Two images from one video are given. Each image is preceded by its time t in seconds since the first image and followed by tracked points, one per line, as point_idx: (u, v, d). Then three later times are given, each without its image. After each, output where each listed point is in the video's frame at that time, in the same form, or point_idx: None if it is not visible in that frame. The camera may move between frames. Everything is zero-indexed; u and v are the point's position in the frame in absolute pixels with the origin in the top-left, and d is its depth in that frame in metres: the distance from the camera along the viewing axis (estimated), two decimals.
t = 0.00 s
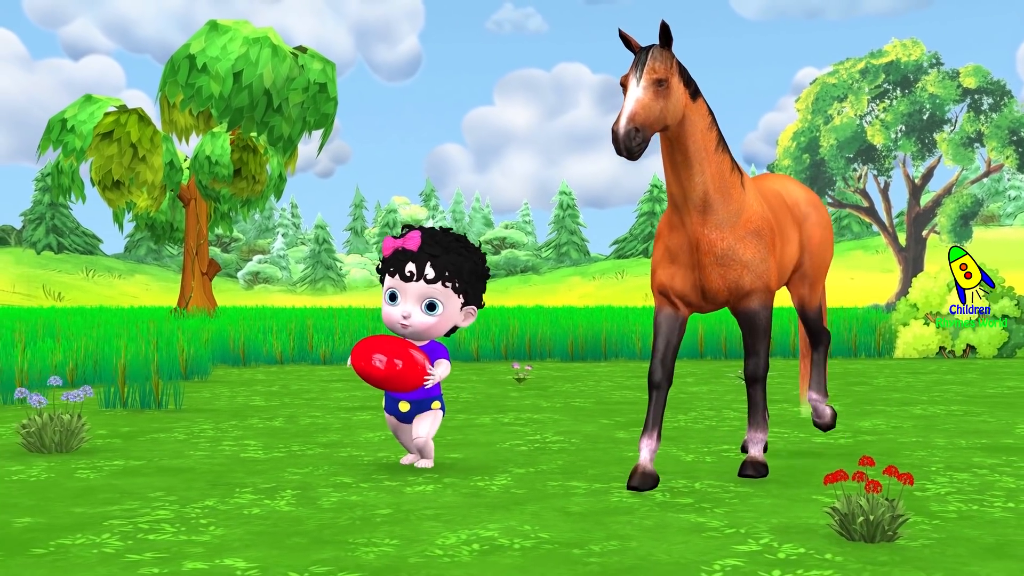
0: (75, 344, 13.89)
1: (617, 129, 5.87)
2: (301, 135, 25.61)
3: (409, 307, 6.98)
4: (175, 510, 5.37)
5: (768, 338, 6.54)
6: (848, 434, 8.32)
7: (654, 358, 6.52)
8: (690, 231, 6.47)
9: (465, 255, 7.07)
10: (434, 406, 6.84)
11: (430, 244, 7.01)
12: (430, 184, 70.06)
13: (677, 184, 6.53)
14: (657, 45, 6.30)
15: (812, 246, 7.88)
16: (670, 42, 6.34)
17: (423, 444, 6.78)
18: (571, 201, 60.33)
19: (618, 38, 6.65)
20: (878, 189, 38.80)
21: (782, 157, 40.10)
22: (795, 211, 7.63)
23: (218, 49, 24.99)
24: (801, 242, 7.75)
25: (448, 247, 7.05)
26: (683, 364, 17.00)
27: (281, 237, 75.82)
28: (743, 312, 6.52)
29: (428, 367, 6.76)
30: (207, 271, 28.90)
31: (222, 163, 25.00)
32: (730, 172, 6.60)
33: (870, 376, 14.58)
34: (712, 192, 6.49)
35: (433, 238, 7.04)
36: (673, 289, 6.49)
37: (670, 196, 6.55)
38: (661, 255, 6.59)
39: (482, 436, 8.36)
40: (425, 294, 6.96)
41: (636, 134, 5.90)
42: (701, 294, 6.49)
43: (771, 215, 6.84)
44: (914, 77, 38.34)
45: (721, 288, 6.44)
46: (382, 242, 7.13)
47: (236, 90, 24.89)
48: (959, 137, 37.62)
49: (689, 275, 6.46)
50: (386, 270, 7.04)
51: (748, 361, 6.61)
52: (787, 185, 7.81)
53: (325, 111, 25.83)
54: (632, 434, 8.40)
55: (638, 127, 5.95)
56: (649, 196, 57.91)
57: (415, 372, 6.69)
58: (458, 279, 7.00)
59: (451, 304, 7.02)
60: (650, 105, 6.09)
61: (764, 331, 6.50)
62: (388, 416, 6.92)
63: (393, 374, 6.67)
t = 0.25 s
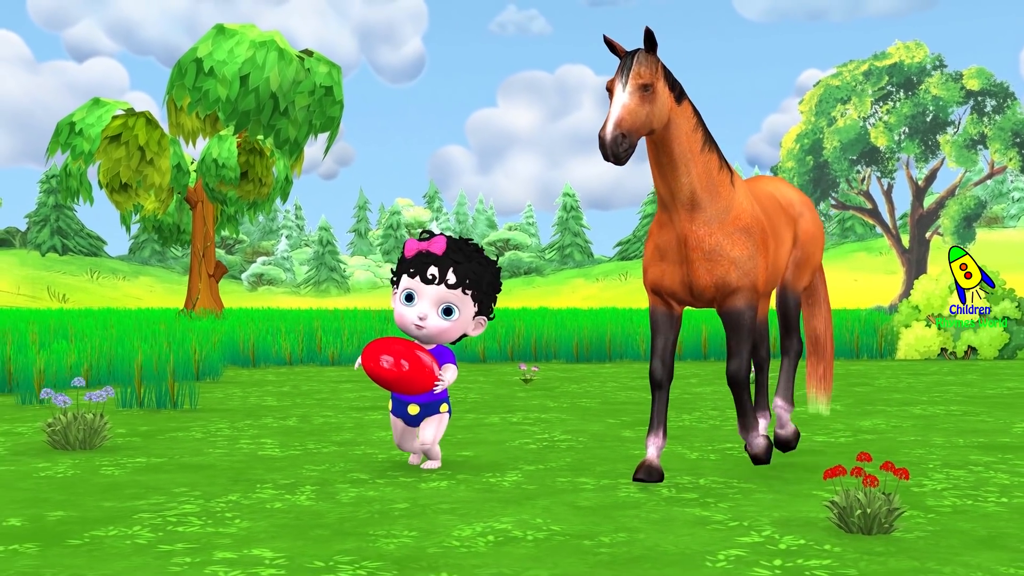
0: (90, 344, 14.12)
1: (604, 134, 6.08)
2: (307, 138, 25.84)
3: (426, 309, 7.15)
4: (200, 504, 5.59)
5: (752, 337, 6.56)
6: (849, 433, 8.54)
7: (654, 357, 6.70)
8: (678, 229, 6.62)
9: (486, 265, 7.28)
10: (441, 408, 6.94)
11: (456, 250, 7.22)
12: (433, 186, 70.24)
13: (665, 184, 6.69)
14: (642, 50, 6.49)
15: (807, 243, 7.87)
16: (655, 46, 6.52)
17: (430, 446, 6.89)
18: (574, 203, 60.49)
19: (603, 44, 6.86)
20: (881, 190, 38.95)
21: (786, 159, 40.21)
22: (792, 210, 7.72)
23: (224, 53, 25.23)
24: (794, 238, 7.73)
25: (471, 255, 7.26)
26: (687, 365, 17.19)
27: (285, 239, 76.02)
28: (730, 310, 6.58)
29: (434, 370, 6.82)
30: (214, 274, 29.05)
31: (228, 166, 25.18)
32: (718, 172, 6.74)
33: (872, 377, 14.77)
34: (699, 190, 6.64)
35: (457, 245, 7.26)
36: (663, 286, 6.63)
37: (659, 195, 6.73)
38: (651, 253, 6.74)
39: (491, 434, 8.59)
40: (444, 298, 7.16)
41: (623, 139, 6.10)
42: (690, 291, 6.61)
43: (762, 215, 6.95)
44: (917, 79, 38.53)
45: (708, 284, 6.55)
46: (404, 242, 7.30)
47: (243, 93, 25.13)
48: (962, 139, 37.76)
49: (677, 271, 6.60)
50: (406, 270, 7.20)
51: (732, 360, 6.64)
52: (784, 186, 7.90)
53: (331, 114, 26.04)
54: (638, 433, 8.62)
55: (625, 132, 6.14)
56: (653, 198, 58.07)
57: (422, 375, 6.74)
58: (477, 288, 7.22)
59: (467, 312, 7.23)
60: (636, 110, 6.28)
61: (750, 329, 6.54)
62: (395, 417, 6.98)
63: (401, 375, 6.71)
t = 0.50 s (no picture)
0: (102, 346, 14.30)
1: (604, 137, 6.18)
2: (312, 141, 26.03)
3: (409, 306, 7.08)
4: (220, 500, 5.78)
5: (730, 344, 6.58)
6: (850, 432, 8.72)
7: (655, 356, 6.87)
8: (669, 234, 6.71)
9: (458, 252, 7.23)
10: (439, 407, 6.95)
11: (425, 243, 7.18)
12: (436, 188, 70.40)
13: (657, 188, 6.78)
14: (641, 53, 6.57)
15: (800, 253, 7.90)
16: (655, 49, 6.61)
17: (437, 443, 7.00)
18: (577, 204, 60.64)
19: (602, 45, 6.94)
20: (884, 192, 39.12)
21: (789, 161, 40.32)
22: (785, 217, 7.78)
23: (231, 56, 25.44)
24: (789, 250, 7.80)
25: (440, 245, 7.20)
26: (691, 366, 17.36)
27: (289, 240, 76.23)
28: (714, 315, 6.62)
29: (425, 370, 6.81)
30: (221, 276, 29.14)
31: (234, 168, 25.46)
32: (711, 178, 6.82)
33: (874, 377, 14.94)
34: (690, 195, 6.72)
35: (427, 238, 7.20)
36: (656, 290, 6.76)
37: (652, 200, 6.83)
38: (645, 258, 6.87)
39: (498, 434, 8.77)
40: (423, 292, 7.11)
41: (622, 143, 6.20)
42: (680, 294, 6.72)
43: (756, 221, 7.03)
44: (920, 81, 38.75)
45: (698, 288, 6.62)
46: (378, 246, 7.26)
47: (250, 96, 25.33)
48: (965, 141, 37.93)
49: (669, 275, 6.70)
50: (385, 274, 7.17)
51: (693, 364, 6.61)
52: (778, 193, 7.94)
53: (337, 116, 26.23)
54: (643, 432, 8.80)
55: (624, 136, 6.25)
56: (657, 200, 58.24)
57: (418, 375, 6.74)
58: (454, 276, 7.17)
59: (449, 301, 7.16)
60: (635, 113, 6.37)
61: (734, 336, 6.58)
62: (394, 419, 6.96)
63: (401, 378, 6.72)
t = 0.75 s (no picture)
0: (115, 347, 14.51)
1: (588, 141, 6.15)
2: (318, 144, 26.21)
3: (390, 316, 7.13)
4: (242, 495, 6.00)
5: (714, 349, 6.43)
6: (850, 432, 8.91)
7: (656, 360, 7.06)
8: (653, 239, 6.67)
9: (421, 251, 7.25)
10: (439, 412, 7.02)
11: (387, 252, 7.26)
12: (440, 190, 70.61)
13: (641, 194, 6.73)
14: (629, 59, 6.53)
15: (790, 261, 7.91)
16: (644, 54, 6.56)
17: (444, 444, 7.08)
18: (581, 206, 60.83)
19: (594, 51, 6.95)
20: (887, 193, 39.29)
21: (792, 163, 40.44)
22: (774, 222, 7.76)
23: (237, 60, 25.65)
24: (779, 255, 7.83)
25: (403, 249, 7.26)
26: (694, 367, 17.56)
27: (293, 242, 76.52)
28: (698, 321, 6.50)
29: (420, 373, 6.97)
30: (227, 277, 29.23)
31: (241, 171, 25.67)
32: (695, 183, 6.75)
33: (876, 378, 15.14)
34: (672, 201, 6.65)
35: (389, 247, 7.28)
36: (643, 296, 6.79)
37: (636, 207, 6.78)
38: (633, 265, 6.91)
39: (508, 433, 8.99)
40: (398, 297, 7.16)
41: (608, 148, 6.16)
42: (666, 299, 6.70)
43: (743, 224, 6.94)
44: (923, 83, 38.84)
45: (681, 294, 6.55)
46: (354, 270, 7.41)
47: (256, 100, 25.55)
48: (968, 143, 38.12)
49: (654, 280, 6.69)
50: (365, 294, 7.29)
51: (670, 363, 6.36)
52: (766, 196, 7.89)
53: (342, 119, 26.42)
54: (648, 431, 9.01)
55: (610, 140, 6.20)
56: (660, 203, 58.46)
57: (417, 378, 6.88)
58: (423, 272, 7.19)
59: (424, 298, 7.18)
60: (621, 119, 6.33)
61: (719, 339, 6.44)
62: (395, 428, 7.06)
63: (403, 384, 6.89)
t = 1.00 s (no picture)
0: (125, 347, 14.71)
1: (579, 145, 6.29)
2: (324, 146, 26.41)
3: (391, 317, 7.31)
4: (262, 491, 6.21)
5: (713, 346, 6.61)
6: (851, 431, 9.11)
7: (654, 356, 7.32)
8: (647, 239, 6.83)
9: (427, 256, 7.40)
10: (434, 412, 7.13)
11: (395, 253, 7.39)
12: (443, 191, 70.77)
13: (634, 194, 6.87)
14: (619, 62, 6.65)
15: (786, 263, 8.06)
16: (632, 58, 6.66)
17: (437, 446, 7.16)
18: (584, 208, 60.97)
19: (582, 55, 7.09)
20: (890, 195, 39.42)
21: (795, 165, 40.57)
22: (768, 223, 7.90)
23: (243, 63, 25.83)
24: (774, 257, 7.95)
25: (410, 252, 7.40)
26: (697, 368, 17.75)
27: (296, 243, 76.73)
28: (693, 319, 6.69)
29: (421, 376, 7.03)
30: (233, 279, 29.45)
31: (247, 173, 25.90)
32: (688, 182, 6.90)
33: (877, 379, 15.32)
34: (666, 200, 6.80)
35: (396, 248, 7.42)
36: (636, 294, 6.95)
37: (630, 207, 6.93)
38: (626, 263, 7.06)
39: (515, 432, 9.19)
40: (401, 299, 7.31)
41: (597, 151, 6.30)
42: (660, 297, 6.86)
43: (736, 223, 7.09)
44: (926, 84, 38.98)
45: (676, 292, 6.73)
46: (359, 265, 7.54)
47: (262, 102, 25.72)
48: (971, 145, 38.28)
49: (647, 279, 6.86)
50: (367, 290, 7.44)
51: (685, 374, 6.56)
52: (761, 195, 8.04)
53: (348, 122, 26.65)
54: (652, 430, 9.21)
55: (599, 144, 6.33)
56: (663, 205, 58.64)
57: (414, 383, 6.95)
58: (427, 277, 7.34)
59: (426, 303, 7.34)
60: (611, 121, 6.45)
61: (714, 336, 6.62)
62: (394, 425, 7.17)
63: (399, 386, 6.94)
